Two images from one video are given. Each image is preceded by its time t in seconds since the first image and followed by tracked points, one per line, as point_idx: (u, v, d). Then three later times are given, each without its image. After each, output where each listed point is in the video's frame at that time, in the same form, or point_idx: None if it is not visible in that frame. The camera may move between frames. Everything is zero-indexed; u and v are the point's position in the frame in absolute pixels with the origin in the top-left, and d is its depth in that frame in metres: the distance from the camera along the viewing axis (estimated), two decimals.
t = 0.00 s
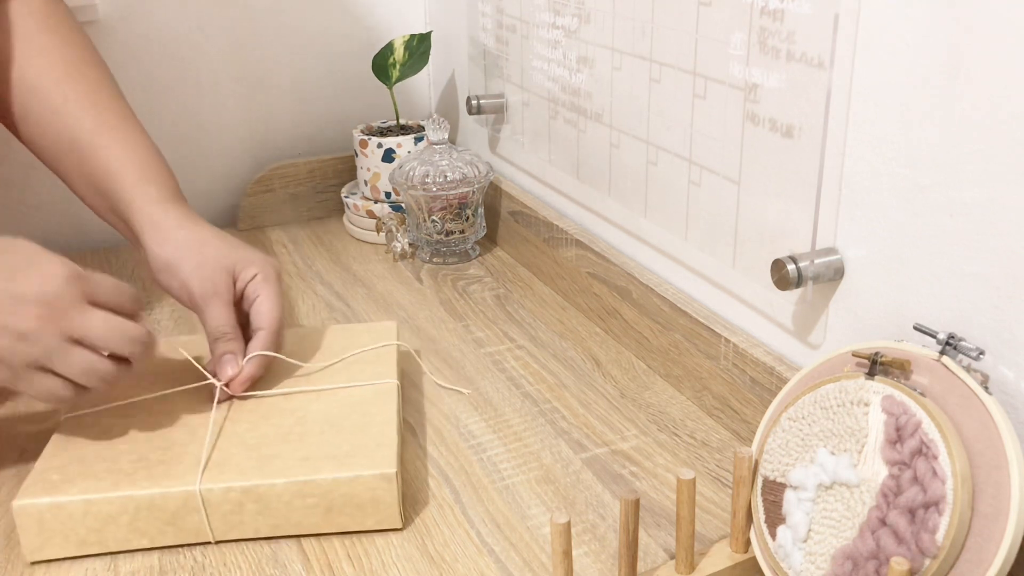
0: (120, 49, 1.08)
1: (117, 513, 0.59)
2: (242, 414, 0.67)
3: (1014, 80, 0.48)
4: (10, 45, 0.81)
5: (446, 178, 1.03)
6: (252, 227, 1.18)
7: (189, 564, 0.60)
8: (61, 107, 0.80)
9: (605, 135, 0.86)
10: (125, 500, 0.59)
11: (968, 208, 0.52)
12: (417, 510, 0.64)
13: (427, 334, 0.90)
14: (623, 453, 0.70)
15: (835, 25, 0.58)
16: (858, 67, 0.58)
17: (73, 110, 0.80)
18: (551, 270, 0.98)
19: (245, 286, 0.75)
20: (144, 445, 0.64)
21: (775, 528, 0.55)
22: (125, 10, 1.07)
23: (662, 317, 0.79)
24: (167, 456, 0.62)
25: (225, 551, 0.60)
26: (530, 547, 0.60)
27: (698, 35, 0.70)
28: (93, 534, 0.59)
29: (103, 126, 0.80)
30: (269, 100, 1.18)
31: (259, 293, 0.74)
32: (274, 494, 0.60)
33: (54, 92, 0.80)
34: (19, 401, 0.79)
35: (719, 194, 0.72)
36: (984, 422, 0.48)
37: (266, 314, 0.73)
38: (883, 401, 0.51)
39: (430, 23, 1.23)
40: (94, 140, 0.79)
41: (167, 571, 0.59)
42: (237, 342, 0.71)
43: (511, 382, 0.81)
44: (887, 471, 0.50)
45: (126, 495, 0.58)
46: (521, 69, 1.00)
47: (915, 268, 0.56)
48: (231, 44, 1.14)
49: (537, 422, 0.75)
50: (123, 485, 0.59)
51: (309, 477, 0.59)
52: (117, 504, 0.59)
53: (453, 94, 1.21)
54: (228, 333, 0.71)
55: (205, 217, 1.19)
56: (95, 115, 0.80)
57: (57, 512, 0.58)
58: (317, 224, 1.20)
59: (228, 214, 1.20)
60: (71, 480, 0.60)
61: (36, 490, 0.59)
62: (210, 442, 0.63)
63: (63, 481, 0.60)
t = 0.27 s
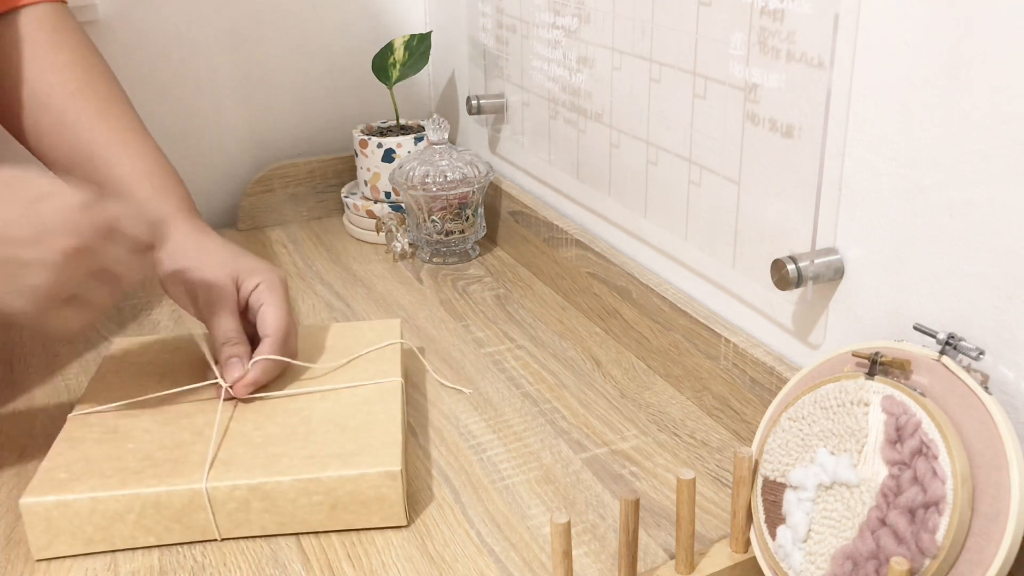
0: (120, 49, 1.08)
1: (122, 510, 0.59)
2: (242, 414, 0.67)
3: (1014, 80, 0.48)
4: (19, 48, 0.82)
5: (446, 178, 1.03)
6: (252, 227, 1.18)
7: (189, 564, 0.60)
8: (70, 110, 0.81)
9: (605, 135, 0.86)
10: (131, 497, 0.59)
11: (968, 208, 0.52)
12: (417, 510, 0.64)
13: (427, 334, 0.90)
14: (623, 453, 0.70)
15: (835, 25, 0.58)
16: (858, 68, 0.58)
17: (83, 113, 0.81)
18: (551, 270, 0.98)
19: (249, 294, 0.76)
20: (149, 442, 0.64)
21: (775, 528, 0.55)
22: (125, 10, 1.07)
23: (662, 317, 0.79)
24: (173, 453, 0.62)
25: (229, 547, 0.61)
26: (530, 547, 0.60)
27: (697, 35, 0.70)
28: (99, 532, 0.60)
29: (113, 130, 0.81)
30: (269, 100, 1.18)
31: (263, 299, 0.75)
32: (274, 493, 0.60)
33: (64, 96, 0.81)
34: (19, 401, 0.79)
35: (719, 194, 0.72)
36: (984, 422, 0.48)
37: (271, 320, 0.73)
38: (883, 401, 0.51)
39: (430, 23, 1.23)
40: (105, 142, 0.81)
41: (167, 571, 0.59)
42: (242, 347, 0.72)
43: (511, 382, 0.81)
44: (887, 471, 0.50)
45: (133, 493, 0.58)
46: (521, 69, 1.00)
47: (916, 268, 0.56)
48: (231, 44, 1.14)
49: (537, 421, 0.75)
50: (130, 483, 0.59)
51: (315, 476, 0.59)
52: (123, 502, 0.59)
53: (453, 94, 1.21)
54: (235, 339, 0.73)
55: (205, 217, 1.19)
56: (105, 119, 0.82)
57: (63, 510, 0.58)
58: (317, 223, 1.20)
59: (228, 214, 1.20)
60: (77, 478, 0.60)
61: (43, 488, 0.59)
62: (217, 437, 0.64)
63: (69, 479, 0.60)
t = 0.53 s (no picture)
0: (120, 49, 1.08)
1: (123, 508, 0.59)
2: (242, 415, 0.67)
3: (1014, 80, 0.48)
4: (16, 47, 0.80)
5: (446, 178, 1.03)
6: (252, 227, 1.18)
7: (189, 564, 0.60)
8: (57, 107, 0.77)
9: (605, 135, 0.86)
10: (131, 497, 0.59)
11: (968, 208, 0.52)
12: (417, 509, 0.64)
13: (427, 334, 0.90)
14: (623, 453, 0.70)
15: (835, 25, 0.58)
16: (858, 68, 0.58)
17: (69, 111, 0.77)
18: (551, 270, 0.98)
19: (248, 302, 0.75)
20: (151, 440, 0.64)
21: (775, 528, 0.55)
22: (125, 10, 1.07)
23: (662, 317, 0.79)
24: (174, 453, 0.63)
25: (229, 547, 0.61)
26: (531, 547, 0.60)
27: (698, 36, 0.70)
28: (99, 531, 0.60)
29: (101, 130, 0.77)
30: (269, 100, 1.18)
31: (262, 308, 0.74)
32: (274, 492, 0.60)
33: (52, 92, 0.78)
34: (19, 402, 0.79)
35: (719, 194, 0.72)
36: (984, 422, 0.48)
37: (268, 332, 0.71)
38: (883, 401, 0.51)
39: (430, 23, 1.23)
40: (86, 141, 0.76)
41: (167, 571, 0.59)
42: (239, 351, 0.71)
43: (511, 382, 0.81)
44: (887, 471, 0.50)
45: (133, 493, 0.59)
46: (521, 69, 1.00)
47: (916, 268, 0.56)
48: (232, 44, 1.14)
49: (537, 422, 0.75)
50: (130, 482, 0.59)
51: (314, 477, 0.60)
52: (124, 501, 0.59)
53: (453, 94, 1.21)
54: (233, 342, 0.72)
55: (205, 217, 1.19)
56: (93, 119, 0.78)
57: (62, 509, 0.59)
58: (317, 223, 1.20)
59: (228, 214, 1.20)
60: (78, 477, 0.60)
61: (43, 486, 0.59)
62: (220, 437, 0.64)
63: (68, 479, 0.60)
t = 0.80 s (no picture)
0: (120, 49, 1.08)
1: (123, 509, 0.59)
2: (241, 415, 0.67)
3: (1014, 80, 0.48)
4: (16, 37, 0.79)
5: (446, 178, 1.03)
6: (252, 227, 1.18)
7: (189, 564, 0.60)
8: (62, 108, 0.77)
9: (605, 135, 0.86)
10: (130, 498, 0.59)
11: (968, 209, 0.52)
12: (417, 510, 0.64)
13: (427, 334, 0.90)
14: (623, 453, 0.70)
15: (835, 25, 0.58)
16: (858, 67, 0.58)
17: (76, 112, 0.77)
18: (551, 270, 0.98)
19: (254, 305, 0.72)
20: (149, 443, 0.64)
21: (775, 528, 0.55)
22: (125, 10, 1.07)
23: (662, 317, 0.79)
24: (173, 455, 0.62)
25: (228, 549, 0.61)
26: (530, 547, 0.60)
27: (698, 36, 0.70)
28: (99, 533, 0.60)
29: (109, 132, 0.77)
30: (269, 100, 1.18)
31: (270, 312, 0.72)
32: (274, 492, 0.60)
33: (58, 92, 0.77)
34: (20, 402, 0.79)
35: (719, 194, 0.72)
36: (984, 422, 0.48)
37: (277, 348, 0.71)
38: (883, 401, 0.51)
39: (430, 23, 1.23)
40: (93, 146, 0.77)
41: (167, 571, 0.59)
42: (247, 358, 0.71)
43: (511, 382, 0.81)
44: (887, 471, 0.50)
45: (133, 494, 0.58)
46: (521, 69, 1.00)
47: (916, 268, 0.56)
48: (232, 44, 1.14)
49: (537, 422, 0.75)
50: (131, 484, 0.59)
51: (315, 479, 0.60)
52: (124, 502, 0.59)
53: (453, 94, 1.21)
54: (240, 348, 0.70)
55: (205, 216, 1.20)
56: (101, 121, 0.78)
57: (63, 510, 0.59)
58: (317, 223, 1.20)
59: (228, 214, 1.20)
60: (78, 479, 0.60)
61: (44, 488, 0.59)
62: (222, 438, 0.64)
63: (69, 480, 0.60)
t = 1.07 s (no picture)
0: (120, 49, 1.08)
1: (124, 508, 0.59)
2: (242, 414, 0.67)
3: (1014, 80, 0.48)
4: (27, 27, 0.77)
5: (446, 178, 1.03)
6: (252, 227, 1.18)
7: (189, 564, 0.60)
8: (63, 108, 0.76)
9: (605, 135, 0.86)
10: (132, 497, 0.59)
11: (968, 209, 0.52)
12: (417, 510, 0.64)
13: (427, 334, 0.90)
14: (623, 453, 0.70)
15: (835, 25, 0.58)
16: (858, 68, 0.58)
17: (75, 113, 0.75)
18: (551, 270, 0.98)
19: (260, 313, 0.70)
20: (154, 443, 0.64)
21: (775, 528, 0.55)
22: (125, 10, 1.07)
23: (662, 317, 0.79)
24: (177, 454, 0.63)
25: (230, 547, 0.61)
26: (530, 547, 0.60)
27: (698, 35, 0.70)
28: (100, 532, 0.60)
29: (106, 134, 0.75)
30: (269, 100, 1.18)
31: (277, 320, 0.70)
32: (274, 492, 0.60)
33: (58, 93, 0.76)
34: (20, 402, 0.79)
35: (719, 194, 0.72)
36: (984, 422, 0.48)
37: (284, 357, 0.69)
38: (883, 401, 0.51)
39: (430, 23, 1.23)
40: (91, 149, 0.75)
41: (167, 571, 0.59)
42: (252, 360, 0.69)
43: (511, 382, 0.81)
44: (887, 471, 0.50)
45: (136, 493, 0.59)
46: (521, 69, 1.00)
47: (915, 268, 0.56)
48: (232, 44, 1.14)
49: (537, 421, 0.75)
50: (132, 484, 0.59)
51: (317, 479, 0.60)
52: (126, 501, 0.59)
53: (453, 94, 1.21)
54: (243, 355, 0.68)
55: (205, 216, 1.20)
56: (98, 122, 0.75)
57: (65, 509, 0.59)
58: (317, 223, 1.20)
59: (228, 214, 1.20)
60: (82, 476, 0.60)
61: (45, 487, 0.59)
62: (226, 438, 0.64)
63: (68, 481, 0.60)
